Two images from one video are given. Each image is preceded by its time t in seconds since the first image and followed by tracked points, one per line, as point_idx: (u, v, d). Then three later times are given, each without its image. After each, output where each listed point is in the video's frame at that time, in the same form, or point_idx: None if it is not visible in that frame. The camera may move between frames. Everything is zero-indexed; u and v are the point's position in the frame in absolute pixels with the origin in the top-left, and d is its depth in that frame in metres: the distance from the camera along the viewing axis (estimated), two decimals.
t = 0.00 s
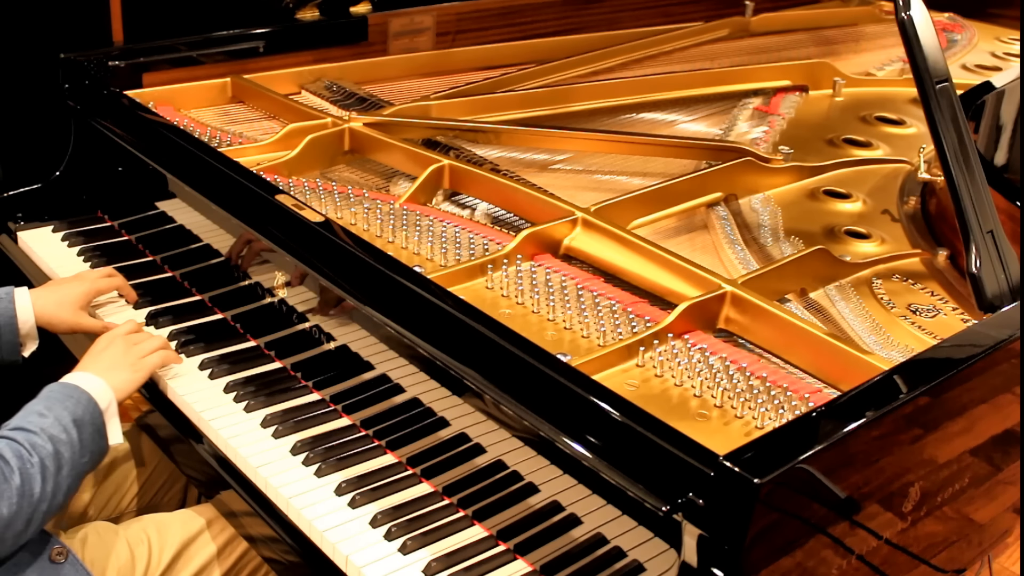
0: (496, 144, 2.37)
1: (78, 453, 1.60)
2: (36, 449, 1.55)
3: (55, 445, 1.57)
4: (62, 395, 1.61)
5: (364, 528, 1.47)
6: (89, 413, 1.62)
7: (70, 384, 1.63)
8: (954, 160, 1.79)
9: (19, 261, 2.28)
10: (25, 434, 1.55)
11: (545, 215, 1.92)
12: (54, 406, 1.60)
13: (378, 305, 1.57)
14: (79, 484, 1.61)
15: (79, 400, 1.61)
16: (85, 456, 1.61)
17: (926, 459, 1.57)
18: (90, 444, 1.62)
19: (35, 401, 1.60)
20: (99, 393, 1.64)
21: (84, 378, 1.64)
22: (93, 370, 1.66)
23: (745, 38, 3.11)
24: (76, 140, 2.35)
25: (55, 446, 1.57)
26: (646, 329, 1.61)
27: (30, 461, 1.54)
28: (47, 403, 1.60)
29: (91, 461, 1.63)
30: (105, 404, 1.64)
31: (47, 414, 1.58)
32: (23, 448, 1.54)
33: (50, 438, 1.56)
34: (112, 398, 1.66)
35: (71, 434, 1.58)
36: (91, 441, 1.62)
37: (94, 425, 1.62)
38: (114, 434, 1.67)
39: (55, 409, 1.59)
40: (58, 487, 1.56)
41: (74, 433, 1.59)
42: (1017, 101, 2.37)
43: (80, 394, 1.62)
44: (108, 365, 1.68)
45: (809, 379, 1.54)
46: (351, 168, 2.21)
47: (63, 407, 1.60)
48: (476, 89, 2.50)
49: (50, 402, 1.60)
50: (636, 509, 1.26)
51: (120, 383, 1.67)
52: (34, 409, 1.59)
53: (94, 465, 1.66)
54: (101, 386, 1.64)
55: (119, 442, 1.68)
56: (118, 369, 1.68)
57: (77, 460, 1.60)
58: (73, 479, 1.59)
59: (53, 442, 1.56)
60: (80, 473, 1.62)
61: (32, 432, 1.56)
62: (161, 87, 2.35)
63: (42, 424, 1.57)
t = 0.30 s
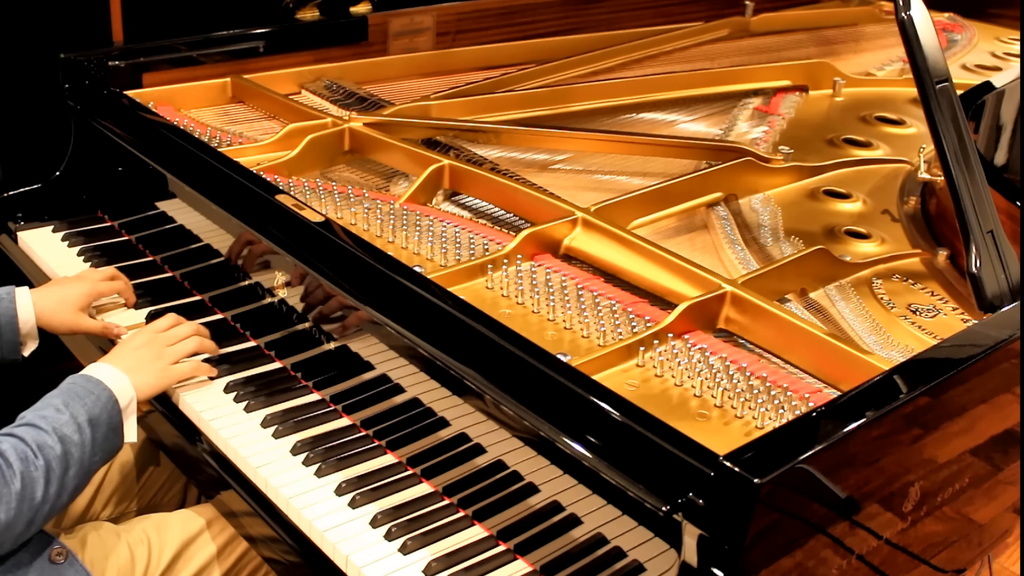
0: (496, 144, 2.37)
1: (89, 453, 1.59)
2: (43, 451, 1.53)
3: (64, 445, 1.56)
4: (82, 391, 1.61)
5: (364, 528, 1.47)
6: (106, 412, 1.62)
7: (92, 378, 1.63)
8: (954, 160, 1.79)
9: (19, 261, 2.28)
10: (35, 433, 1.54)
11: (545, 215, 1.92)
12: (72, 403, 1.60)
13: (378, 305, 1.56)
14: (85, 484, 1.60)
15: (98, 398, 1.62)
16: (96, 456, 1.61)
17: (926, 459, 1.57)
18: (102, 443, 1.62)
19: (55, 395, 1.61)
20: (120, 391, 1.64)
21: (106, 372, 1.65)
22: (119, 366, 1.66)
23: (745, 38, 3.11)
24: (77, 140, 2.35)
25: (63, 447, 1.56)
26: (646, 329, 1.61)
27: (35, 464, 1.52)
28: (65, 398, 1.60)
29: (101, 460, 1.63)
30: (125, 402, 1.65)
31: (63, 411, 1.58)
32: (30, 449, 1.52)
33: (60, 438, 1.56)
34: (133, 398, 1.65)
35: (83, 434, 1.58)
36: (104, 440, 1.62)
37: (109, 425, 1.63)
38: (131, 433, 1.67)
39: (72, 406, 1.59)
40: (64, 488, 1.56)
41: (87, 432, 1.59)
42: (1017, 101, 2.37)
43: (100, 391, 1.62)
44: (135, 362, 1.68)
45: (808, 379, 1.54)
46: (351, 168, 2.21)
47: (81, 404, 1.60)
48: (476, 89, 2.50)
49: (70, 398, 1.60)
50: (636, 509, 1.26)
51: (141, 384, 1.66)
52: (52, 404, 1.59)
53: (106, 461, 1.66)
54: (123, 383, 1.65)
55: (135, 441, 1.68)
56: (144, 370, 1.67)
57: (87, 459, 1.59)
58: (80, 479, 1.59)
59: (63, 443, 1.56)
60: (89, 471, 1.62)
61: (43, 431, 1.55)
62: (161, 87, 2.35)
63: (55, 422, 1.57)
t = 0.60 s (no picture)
0: (496, 144, 2.37)
1: (85, 452, 1.60)
2: (39, 452, 1.54)
3: (60, 446, 1.57)
4: (78, 392, 1.62)
5: (364, 528, 1.47)
6: (102, 412, 1.63)
7: (87, 380, 1.64)
8: (954, 160, 1.79)
9: (19, 261, 2.28)
10: (31, 434, 1.55)
11: (545, 215, 1.92)
12: (68, 403, 1.60)
13: (378, 305, 1.56)
14: (81, 483, 1.61)
15: (93, 398, 1.62)
16: (91, 456, 1.62)
17: (926, 459, 1.57)
18: (99, 443, 1.63)
19: (49, 396, 1.61)
20: (114, 392, 1.65)
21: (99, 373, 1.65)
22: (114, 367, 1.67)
23: (745, 38, 3.12)
24: (77, 140, 2.35)
25: (59, 448, 1.56)
26: (646, 329, 1.61)
27: (33, 464, 1.53)
28: (61, 399, 1.60)
29: (98, 459, 1.64)
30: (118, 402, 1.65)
31: (60, 412, 1.59)
32: (26, 450, 1.53)
33: (56, 439, 1.56)
34: (126, 398, 1.66)
35: (79, 435, 1.59)
36: (100, 440, 1.63)
37: (105, 424, 1.63)
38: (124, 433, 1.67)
39: (68, 406, 1.60)
40: (61, 488, 1.57)
41: (84, 433, 1.60)
42: (1017, 100, 2.37)
43: (95, 391, 1.63)
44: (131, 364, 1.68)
45: (809, 379, 1.54)
46: (351, 168, 2.21)
47: (77, 405, 1.61)
48: (476, 89, 2.50)
49: (65, 398, 1.61)
50: (636, 509, 1.26)
51: (136, 386, 1.66)
52: (48, 405, 1.60)
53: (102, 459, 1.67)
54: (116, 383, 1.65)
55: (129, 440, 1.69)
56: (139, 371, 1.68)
57: (83, 459, 1.60)
58: (76, 478, 1.60)
59: (59, 443, 1.56)
60: (84, 471, 1.63)
61: (39, 432, 1.56)
62: (161, 87, 2.35)
63: (51, 424, 1.57)
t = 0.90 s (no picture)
0: (496, 144, 2.37)
1: (107, 412, 1.64)
2: (59, 409, 1.57)
3: (81, 404, 1.60)
4: (106, 351, 1.66)
5: (364, 528, 1.47)
6: (127, 372, 1.67)
7: (116, 339, 1.69)
8: (954, 160, 1.79)
9: (19, 261, 2.28)
10: (53, 392, 1.58)
11: (545, 215, 1.92)
12: (94, 362, 1.65)
13: (378, 305, 1.56)
14: (101, 441, 1.64)
15: (120, 357, 1.67)
16: (115, 415, 1.65)
17: (926, 459, 1.57)
18: (122, 403, 1.66)
19: (77, 353, 1.65)
20: (144, 353, 1.69)
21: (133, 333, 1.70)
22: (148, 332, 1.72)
23: (745, 38, 3.12)
24: (77, 140, 2.35)
25: (80, 406, 1.59)
26: (646, 329, 1.61)
27: (50, 422, 1.55)
28: (87, 358, 1.65)
29: (120, 419, 1.67)
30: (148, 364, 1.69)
31: (84, 370, 1.63)
32: (46, 408, 1.56)
33: (76, 397, 1.59)
34: (155, 362, 1.70)
35: (103, 393, 1.63)
36: (123, 401, 1.67)
37: (129, 385, 1.67)
38: (148, 395, 1.71)
39: (94, 365, 1.64)
40: (80, 446, 1.60)
41: (107, 392, 1.64)
42: (1017, 101, 2.37)
43: (123, 351, 1.67)
44: (166, 334, 1.72)
45: (809, 379, 1.54)
46: (351, 168, 2.21)
47: (103, 364, 1.65)
48: (476, 89, 2.50)
49: (92, 357, 1.65)
50: (636, 509, 1.26)
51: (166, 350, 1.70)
52: (74, 363, 1.63)
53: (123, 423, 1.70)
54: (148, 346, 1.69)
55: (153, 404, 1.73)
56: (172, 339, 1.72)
57: (105, 418, 1.64)
58: (96, 438, 1.63)
59: (79, 402, 1.59)
60: (107, 430, 1.66)
61: (61, 390, 1.59)
62: (161, 88, 2.35)
63: (75, 381, 1.61)
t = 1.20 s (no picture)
0: (497, 144, 2.37)
1: (103, 419, 1.63)
2: (55, 415, 1.56)
3: (78, 410, 1.59)
4: (102, 358, 1.66)
5: (364, 528, 1.47)
6: (124, 379, 1.66)
7: (112, 347, 1.69)
8: (954, 161, 1.79)
9: (19, 261, 2.28)
10: (50, 397, 1.58)
11: (545, 215, 1.92)
12: (90, 369, 1.64)
13: (378, 305, 1.56)
14: (97, 448, 1.63)
15: (116, 365, 1.66)
16: (111, 421, 1.65)
17: (926, 459, 1.57)
18: (118, 410, 1.66)
19: (74, 360, 1.65)
20: (140, 362, 1.69)
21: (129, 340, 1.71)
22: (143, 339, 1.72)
23: (745, 38, 3.12)
24: (76, 140, 2.35)
25: (76, 412, 1.59)
26: (646, 329, 1.61)
27: (47, 426, 1.55)
28: (84, 364, 1.64)
29: (116, 426, 1.66)
30: (144, 373, 1.69)
31: (81, 376, 1.62)
32: (42, 413, 1.56)
33: (73, 403, 1.59)
34: (152, 371, 1.70)
35: (99, 399, 1.62)
36: (119, 408, 1.66)
37: (126, 391, 1.67)
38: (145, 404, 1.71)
39: (90, 372, 1.63)
40: (76, 452, 1.59)
41: (103, 399, 1.63)
42: (1017, 101, 2.37)
43: (119, 359, 1.67)
44: (163, 340, 1.73)
45: (808, 379, 1.54)
46: (351, 168, 2.21)
47: (99, 370, 1.64)
48: (476, 89, 2.50)
49: (88, 363, 1.64)
50: (636, 509, 1.26)
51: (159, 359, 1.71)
52: (71, 369, 1.63)
53: (120, 429, 1.70)
54: (143, 355, 1.69)
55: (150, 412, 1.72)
56: (169, 346, 1.72)
57: (101, 425, 1.63)
58: (92, 444, 1.62)
59: (76, 407, 1.59)
60: (103, 437, 1.65)
61: (58, 395, 1.58)
62: (161, 88, 2.35)
63: (71, 387, 1.60)
